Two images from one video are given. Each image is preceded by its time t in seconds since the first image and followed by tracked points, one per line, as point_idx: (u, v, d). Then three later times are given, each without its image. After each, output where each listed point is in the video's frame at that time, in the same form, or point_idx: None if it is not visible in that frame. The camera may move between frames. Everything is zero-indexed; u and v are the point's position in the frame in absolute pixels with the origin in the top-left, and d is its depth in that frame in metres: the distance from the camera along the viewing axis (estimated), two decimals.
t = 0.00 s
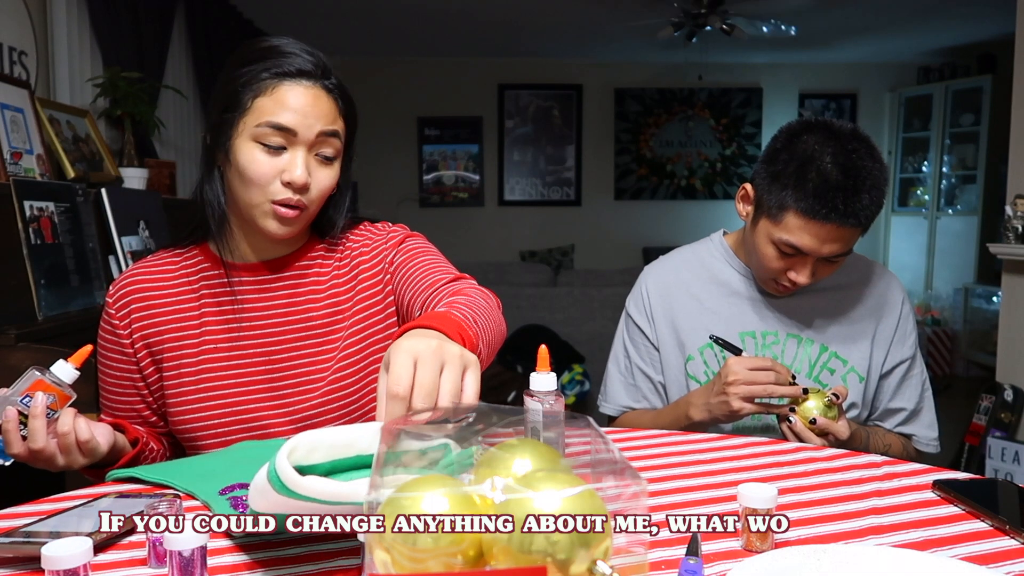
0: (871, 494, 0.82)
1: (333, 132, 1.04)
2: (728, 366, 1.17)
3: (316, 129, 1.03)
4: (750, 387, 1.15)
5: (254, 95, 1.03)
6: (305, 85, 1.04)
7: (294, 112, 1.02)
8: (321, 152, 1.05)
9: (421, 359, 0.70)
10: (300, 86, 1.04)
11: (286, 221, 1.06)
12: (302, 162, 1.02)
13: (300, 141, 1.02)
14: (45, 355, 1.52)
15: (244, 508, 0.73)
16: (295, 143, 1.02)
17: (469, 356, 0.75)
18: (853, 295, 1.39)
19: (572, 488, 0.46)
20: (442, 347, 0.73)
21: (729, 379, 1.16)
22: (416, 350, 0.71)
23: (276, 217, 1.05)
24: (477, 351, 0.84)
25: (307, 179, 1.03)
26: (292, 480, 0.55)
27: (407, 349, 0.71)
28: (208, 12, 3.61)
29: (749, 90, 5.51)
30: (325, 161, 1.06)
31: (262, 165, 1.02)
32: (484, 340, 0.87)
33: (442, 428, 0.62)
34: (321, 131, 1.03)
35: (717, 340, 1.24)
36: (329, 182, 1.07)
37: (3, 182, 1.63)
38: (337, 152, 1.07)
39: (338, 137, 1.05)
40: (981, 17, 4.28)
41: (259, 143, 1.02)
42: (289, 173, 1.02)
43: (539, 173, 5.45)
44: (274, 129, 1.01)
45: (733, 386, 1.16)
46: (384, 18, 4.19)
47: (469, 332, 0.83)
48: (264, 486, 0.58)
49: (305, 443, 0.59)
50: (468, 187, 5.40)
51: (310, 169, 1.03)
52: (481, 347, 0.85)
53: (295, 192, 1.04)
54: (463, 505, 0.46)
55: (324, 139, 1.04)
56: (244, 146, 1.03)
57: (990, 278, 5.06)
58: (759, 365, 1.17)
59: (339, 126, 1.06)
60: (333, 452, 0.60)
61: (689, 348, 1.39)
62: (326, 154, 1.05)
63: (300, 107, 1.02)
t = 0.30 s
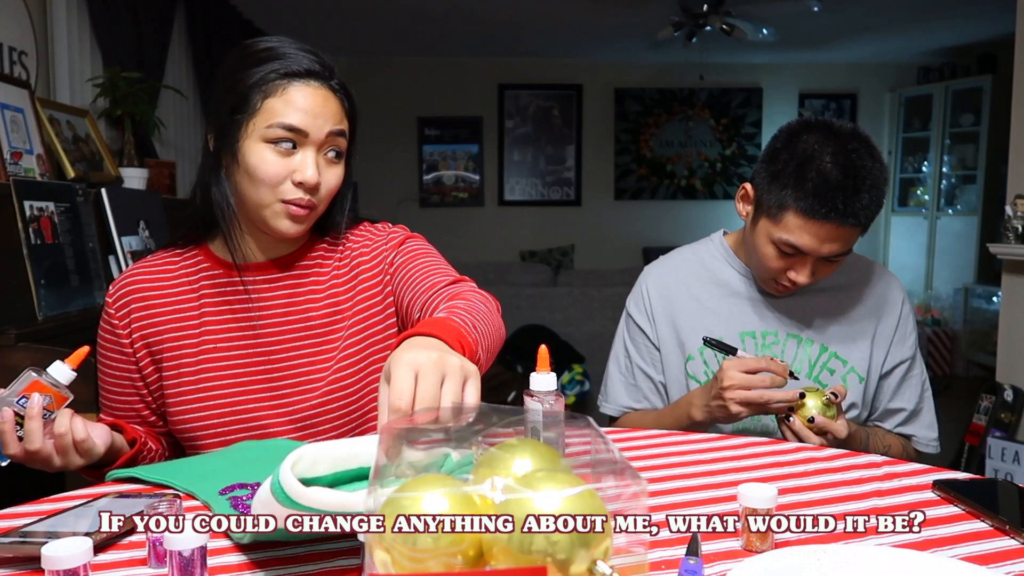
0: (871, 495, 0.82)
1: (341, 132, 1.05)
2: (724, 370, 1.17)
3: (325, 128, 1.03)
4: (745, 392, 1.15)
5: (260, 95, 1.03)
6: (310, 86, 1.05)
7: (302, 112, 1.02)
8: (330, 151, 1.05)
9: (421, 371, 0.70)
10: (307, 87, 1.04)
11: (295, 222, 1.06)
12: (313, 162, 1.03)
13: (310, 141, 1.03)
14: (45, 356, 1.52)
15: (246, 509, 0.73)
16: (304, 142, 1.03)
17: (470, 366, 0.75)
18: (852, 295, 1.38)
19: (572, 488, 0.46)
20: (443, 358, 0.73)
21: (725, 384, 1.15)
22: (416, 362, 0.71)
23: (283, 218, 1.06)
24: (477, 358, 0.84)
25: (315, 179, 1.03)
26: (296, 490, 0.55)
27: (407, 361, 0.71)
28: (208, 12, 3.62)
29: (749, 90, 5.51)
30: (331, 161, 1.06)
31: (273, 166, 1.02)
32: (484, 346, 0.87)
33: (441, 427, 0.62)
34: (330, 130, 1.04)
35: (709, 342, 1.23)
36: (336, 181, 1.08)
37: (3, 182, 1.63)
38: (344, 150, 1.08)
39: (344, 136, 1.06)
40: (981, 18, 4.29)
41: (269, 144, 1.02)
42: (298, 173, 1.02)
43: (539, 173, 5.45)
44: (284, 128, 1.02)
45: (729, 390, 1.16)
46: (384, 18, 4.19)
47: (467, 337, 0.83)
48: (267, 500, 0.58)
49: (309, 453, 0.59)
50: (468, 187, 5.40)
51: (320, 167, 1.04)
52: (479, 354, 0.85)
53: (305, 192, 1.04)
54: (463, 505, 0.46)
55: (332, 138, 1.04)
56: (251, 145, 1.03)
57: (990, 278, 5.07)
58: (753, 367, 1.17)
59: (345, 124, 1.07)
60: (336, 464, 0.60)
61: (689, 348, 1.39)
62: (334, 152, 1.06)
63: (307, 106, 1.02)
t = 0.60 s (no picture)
0: (871, 495, 0.82)
1: (340, 134, 1.05)
2: (723, 370, 1.17)
3: (325, 129, 1.03)
4: (745, 392, 1.14)
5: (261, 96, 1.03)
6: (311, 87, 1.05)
7: (302, 114, 1.02)
8: (330, 152, 1.06)
9: (425, 354, 0.72)
10: (307, 88, 1.04)
11: (295, 223, 1.07)
12: (313, 164, 1.03)
13: (310, 143, 1.03)
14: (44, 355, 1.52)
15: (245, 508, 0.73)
16: (305, 144, 1.03)
17: (472, 357, 0.75)
18: (852, 294, 1.38)
19: (572, 488, 0.46)
20: (446, 346, 0.74)
21: (724, 384, 1.15)
22: (421, 346, 0.72)
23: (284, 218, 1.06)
24: (480, 352, 0.83)
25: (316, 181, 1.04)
26: (289, 503, 0.55)
27: (413, 344, 0.72)
28: (208, 12, 3.62)
29: (749, 90, 5.51)
30: (331, 162, 1.07)
31: (274, 168, 1.02)
32: (488, 341, 0.86)
33: (441, 429, 0.62)
34: (330, 131, 1.04)
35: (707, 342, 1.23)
36: (337, 182, 1.08)
37: (3, 182, 1.63)
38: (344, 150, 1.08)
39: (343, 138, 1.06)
40: (981, 18, 4.29)
41: (270, 145, 1.02)
42: (298, 175, 1.03)
43: (539, 173, 5.45)
44: (284, 130, 1.02)
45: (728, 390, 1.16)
46: (384, 18, 4.19)
47: (471, 331, 0.82)
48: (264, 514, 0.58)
49: (301, 467, 0.59)
50: (468, 187, 5.40)
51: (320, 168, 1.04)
52: (483, 349, 0.84)
53: (305, 194, 1.04)
54: (463, 505, 0.46)
55: (332, 139, 1.05)
56: (250, 148, 1.03)
57: (990, 278, 5.07)
58: (751, 366, 1.17)
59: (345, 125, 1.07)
60: (330, 476, 0.60)
61: (689, 348, 1.39)
62: (334, 153, 1.06)
63: (308, 108, 1.02)
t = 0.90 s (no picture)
0: (871, 494, 0.82)
1: (350, 262, 0.89)
2: (724, 369, 1.17)
3: (325, 255, 0.87)
4: (746, 392, 1.15)
5: (284, 187, 0.86)
6: (334, 199, 0.85)
7: (304, 240, 0.85)
8: (333, 271, 0.90)
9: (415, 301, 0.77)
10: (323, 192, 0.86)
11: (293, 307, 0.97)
12: (307, 280, 0.89)
13: (310, 265, 0.88)
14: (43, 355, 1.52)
15: (246, 509, 0.73)
16: (305, 264, 0.88)
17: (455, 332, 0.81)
18: (851, 294, 1.38)
19: (572, 488, 0.47)
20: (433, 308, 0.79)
21: (724, 382, 1.15)
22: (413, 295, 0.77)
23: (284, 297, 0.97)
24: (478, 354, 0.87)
25: (310, 292, 0.91)
26: (290, 503, 0.56)
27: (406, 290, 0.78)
28: (208, 12, 3.62)
29: (749, 90, 5.52)
30: (337, 279, 0.92)
31: (266, 267, 0.90)
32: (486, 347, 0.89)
33: (442, 432, 0.63)
34: (329, 259, 0.87)
35: (711, 339, 1.23)
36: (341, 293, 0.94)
37: (3, 182, 1.63)
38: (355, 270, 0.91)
39: (356, 265, 0.90)
40: (981, 17, 4.28)
41: (268, 247, 0.89)
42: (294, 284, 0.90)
43: (539, 173, 5.45)
44: (284, 248, 0.87)
45: (728, 389, 1.16)
46: (384, 18, 4.19)
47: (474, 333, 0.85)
48: (261, 514, 0.58)
49: (300, 467, 0.59)
50: (468, 187, 5.41)
51: (315, 284, 0.90)
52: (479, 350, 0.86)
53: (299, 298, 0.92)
54: (463, 506, 0.46)
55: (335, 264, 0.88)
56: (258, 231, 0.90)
57: (990, 278, 5.07)
58: (753, 367, 1.17)
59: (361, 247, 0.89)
60: (330, 476, 0.60)
61: (688, 348, 1.39)
62: (340, 272, 0.91)
63: (314, 233, 0.85)
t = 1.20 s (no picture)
0: (871, 494, 0.82)
1: (350, 266, 0.89)
2: (721, 369, 1.17)
3: (323, 257, 0.87)
4: (744, 392, 1.14)
5: (284, 189, 0.86)
6: (335, 204, 0.85)
7: (303, 243, 0.86)
8: (333, 273, 0.90)
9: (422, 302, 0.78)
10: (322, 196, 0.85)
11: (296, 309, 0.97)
12: (307, 282, 0.89)
13: (310, 267, 0.88)
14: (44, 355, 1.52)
15: (246, 509, 0.73)
16: (305, 266, 0.88)
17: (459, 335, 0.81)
18: (851, 293, 1.38)
19: (572, 488, 0.47)
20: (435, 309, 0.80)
21: (723, 383, 1.15)
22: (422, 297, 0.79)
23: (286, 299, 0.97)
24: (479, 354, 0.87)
25: (310, 293, 0.91)
26: (290, 503, 0.56)
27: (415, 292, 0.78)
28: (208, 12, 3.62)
29: (749, 89, 5.51)
30: (337, 280, 0.92)
31: (267, 269, 0.91)
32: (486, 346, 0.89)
33: (442, 433, 0.63)
34: (328, 261, 0.87)
35: (709, 339, 1.23)
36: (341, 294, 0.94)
37: (3, 182, 1.63)
38: (355, 272, 0.91)
39: (356, 267, 0.90)
40: (981, 17, 4.28)
41: (269, 249, 0.89)
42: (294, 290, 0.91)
43: (539, 173, 5.45)
44: (284, 250, 0.87)
45: (727, 389, 1.16)
46: (384, 18, 4.19)
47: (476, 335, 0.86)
48: (262, 514, 0.58)
49: (300, 467, 0.59)
50: (468, 187, 5.41)
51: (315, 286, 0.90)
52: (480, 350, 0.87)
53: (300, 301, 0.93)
54: (463, 506, 0.46)
55: (334, 265, 0.88)
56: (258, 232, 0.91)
57: (990, 278, 5.07)
58: (750, 365, 1.17)
59: (360, 250, 0.88)
60: (330, 476, 0.60)
61: (688, 348, 1.39)
62: (340, 274, 0.91)
63: (312, 235, 0.85)
